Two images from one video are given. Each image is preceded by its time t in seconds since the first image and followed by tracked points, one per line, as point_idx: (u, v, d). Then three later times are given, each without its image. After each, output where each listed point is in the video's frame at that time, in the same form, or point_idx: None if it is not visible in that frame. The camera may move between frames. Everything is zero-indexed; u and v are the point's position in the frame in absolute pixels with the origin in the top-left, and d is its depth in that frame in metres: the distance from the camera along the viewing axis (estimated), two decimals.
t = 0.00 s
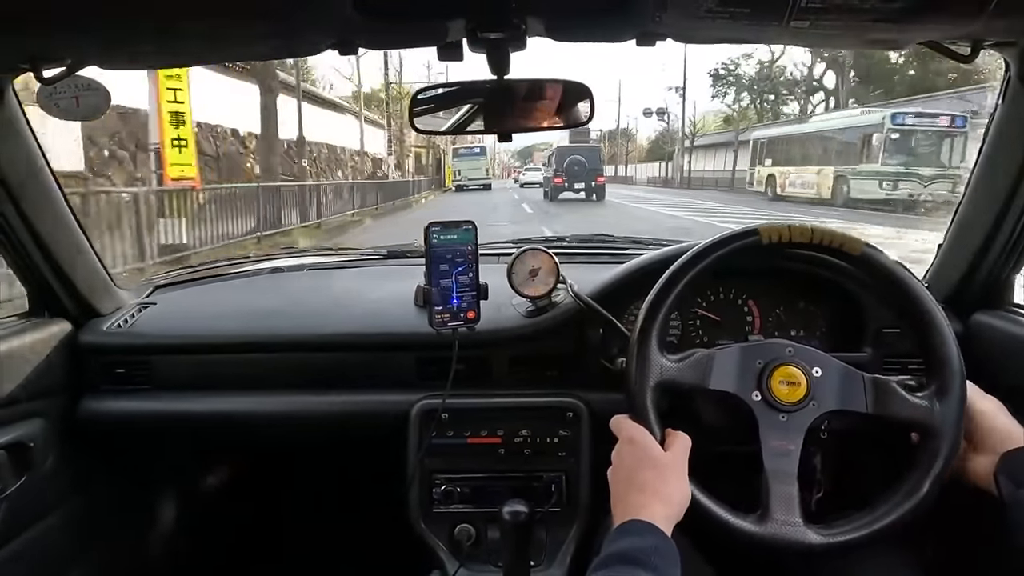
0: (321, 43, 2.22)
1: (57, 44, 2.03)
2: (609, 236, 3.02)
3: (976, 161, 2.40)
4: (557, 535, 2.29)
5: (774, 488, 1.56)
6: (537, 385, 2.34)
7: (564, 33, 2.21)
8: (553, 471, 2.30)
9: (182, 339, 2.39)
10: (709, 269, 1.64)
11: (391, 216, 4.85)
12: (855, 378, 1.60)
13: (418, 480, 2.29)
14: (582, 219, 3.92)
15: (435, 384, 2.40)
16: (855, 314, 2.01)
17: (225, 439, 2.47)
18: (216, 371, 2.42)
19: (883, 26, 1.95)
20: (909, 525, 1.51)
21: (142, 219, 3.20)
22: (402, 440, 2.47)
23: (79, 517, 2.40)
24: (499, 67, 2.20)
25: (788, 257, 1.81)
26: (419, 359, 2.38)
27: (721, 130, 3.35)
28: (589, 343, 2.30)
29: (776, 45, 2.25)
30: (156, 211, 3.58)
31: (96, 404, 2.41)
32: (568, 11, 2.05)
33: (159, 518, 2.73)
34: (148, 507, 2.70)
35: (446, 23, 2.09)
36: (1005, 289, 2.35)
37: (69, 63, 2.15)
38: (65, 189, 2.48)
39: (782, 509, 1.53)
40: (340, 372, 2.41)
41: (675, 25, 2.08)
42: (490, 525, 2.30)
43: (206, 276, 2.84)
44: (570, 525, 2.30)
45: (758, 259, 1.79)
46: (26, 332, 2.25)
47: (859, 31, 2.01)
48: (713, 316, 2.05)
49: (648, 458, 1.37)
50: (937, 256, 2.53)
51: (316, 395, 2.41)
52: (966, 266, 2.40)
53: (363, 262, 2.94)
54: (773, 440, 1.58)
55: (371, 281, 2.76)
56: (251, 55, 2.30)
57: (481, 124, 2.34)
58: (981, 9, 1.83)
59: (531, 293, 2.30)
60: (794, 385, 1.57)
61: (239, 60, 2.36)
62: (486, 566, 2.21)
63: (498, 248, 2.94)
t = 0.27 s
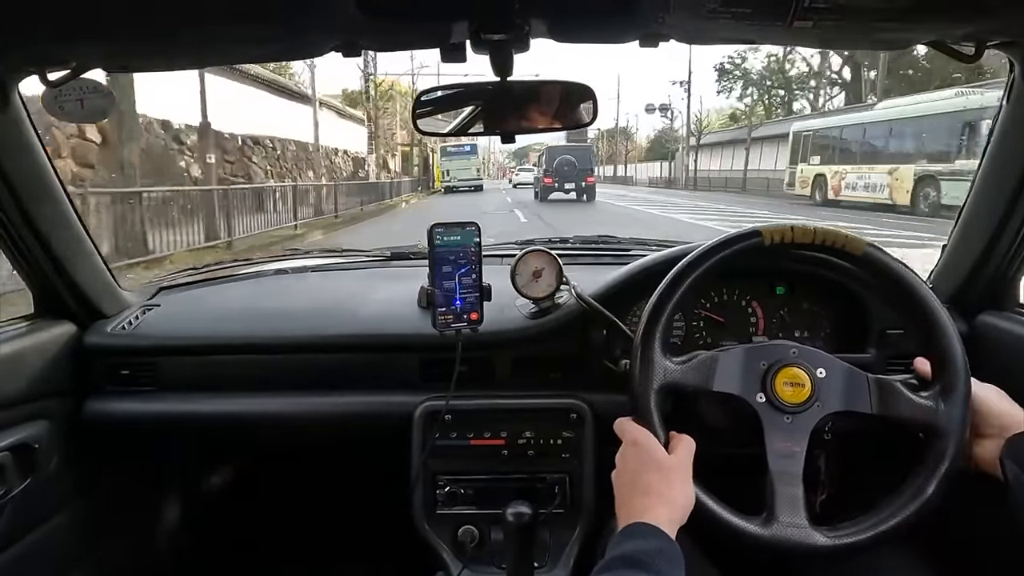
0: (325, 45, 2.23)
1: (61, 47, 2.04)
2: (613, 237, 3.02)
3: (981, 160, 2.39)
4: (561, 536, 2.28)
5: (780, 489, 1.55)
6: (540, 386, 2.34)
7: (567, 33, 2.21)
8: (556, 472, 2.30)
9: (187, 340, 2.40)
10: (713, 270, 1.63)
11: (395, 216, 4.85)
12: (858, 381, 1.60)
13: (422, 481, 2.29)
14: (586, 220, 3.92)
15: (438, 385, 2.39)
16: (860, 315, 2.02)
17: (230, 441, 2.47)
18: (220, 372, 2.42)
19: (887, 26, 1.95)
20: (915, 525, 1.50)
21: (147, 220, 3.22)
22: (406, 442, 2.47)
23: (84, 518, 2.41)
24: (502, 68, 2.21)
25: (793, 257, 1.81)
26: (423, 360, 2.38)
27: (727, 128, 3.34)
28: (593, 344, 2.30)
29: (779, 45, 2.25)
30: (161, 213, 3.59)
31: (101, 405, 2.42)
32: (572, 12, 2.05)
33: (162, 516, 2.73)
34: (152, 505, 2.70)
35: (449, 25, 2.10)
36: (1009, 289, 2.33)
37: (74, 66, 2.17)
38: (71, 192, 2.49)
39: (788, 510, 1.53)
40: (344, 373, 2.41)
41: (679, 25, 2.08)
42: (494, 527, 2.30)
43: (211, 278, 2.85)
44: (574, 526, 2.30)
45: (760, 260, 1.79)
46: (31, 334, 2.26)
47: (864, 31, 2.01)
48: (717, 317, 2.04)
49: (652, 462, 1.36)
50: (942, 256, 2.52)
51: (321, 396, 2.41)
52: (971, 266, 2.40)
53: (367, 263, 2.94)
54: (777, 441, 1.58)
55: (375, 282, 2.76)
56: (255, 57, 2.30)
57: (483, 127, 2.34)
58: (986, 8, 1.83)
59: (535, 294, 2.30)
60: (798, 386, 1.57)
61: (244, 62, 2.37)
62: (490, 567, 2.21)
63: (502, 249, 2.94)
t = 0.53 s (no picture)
0: (328, 43, 2.23)
1: (64, 45, 2.04)
2: (616, 235, 3.02)
3: (985, 159, 2.38)
4: (563, 534, 2.29)
5: (786, 489, 1.55)
6: (543, 385, 2.34)
7: (570, 32, 2.21)
8: (559, 471, 2.30)
9: (190, 338, 2.40)
10: (716, 270, 1.62)
11: (397, 215, 4.86)
12: (862, 377, 1.59)
13: (424, 479, 2.30)
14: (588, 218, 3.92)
15: (441, 383, 2.40)
16: (862, 314, 2.01)
17: (232, 438, 2.48)
18: (223, 370, 2.43)
19: (891, 25, 1.95)
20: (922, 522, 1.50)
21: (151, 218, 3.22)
22: (408, 440, 2.47)
23: (86, 517, 2.41)
24: (505, 67, 2.21)
25: (795, 257, 1.81)
26: (425, 358, 2.38)
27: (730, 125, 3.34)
28: (596, 343, 2.30)
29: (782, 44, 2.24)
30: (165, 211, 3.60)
31: (104, 403, 2.42)
32: (575, 11, 2.05)
33: (165, 514, 2.74)
34: (156, 503, 2.71)
35: (452, 23, 2.10)
36: (1014, 287, 2.32)
37: (77, 65, 2.17)
38: (75, 191, 2.50)
39: (795, 510, 1.52)
40: (347, 371, 2.41)
41: (682, 24, 2.08)
42: (495, 525, 2.31)
43: (213, 276, 2.86)
44: (575, 524, 2.31)
45: (762, 259, 1.79)
46: (34, 332, 2.27)
47: (867, 30, 2.01)
48: (720, 316, 2.05)
49: (659, 468, 1.34)
50: (946, 255, 2.52)
51: (323, 394, 2.41)
52: (975, 265, 2.39)
53: (369, 262, 2.95)
54: (782, 441, 1.57)
55: (377, 280, 2.76)
56: (258, 56, 2.31)
57: (485, 125, 2.33)
58: (990, 7, 1.82)
59: (538, 293, 2.30)
60: (801, 385, 1.56)
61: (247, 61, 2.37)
62: (491, 565, 2.23)
63: (504, 248, 2.94)
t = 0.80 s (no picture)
0: (329, 43, 2.23)
1: (67, 44, 2.04)
2: (617, 235, 3.01)
3: (987, 158, 2.38)
4: (564, 534, 2.30)
5: (791, 490, 1.55)
6: (544, 385, 2.33)
7: (571, 31, 2.20)
8: (560, 471, 2.30)
9: (191, 337, 2.40)
10: (716, 270, 1.62)
11: (398, 215, 4.86)
12: (862, 376, 1.59)
13: (425, 478, 2.30)
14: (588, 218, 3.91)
15: (442, 383, 2.39)
16: (864, 314, 2.01)
17: (233, 437, 2.48)
18: (224, 368, 2.43)
19: (893, 25, 1.94)
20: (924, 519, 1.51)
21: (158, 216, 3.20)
22: (409, 439, 2.47)
23: (87, 516, 2.42)
24: (506, 67, 2.21)
25: (797, 257, 1.82)
26: (426, 358, 2.38)
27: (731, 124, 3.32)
28: (597, 343, 2.30)
29: (784, 44, 2.23)
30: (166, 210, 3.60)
31: (106, 401, 2.43)
32: (576, 11, 2.05)
33: (166, 512, 2.74)
34: (155, 501, 2.71)
35: (454, 22, 2.09)
36: (1016, 287, 2.33)
37: (79, 63, 2.18)
38: (77, 190, 2.50)
39: (801, 510, 1.53)
40: (348, 370, 2.41)
41: (684, 24, 2.08)
42: (496, 524, 2.31)
43: (214, 275, 2.85)
44: (576, 524, 2.31)
45: (763, 259, 1.79)
46: (36, 330, 2.27)
47: (869, 30, 2.00)
48: (721, 316, 2.05)
49: (662, 473, 1.35)
50: (947, 256, 2.51)
51: (324, 394, 2.41)
52: (977, 266, 2.39)
53: (370, 261, 2.95)
54: (786, 441, 1.57)
55: (379, 280, 2.76)
56: (259, 55, 2.31)
57: (486, 124, 2.32)
58: (993, 7, 1.82)
59: (539, 292, 2.30)
60: (802, 384, 1.56)
61: (249, 60, 2.38)
62: (492, 564, 2.25)
63: (505, 248, 2.94)
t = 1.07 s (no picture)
0: (330, 45, 2.23)
1: (67, 47, 2.05)
2: (617, 238, 3.02)
3: (985, 161, 2.38)
4: (563, 537, 2.31)
5: (802, 495, 1.55)
6: (543, 388, 2.33)
7: (571, 34, 2.21)
8: (559, 473, 2.31)
9: (190, 339, 2.40)
10: (712, 275, 1.62)
11: (396, 216, 4.85)
12: (860, 373, 1.60)
13: (424, 480, 2.30)
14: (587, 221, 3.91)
15: (441, 386, 2.39)
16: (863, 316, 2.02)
17: (232, 439, 2.48)
18: (223, 370, 2.43)
19: (892, 29, 1.95)
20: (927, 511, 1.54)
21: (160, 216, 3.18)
22: (408, 442, 2.47)
23: (84, 519, 2.42)
24: (505, 70, 2.22)
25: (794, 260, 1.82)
26: (425, 360, 2.38)
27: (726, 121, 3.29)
28: (596, 345, 2.30)
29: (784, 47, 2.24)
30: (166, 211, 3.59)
31: (104, 403, 2.43)
32: (576, 14, 2.06)
33: (164, 516, 2.71)
34: (152, 504, 2.69)
35: (454, 25, 2.10)
36: (1016, 292, 2.33)
37: (80, 65, 2.18)
38: (76, 192, 2.50)
39: (814, 515, 1.53)
40: (347, 373, 2.41)
41: (684, 27, 2.08)
42: (495, 527, 2.32)
43: (214, 277, 2.85)
44: (575, 527, 2.31)
45: (760, 263, 1.79)
46: (35, 332, 2.27)
47: (867, 34, 2.01)
48: (721, 319, 2.05)
49: (673, 494, 1.35)
50: (946, 259, 2.51)
51: (323, 396, 2.41)
52: (977, 270, 2.39)
53: (370, 264, 2.95)
54: (792, 446, 1.58)
55: (378, 282, 2.76)
56: (259, 57, 2.31)
57: (486, 127, 2.33)
58: (992, 11, 1.82)
59: (539, 295, 2.30)
60: (801, 388, 1.57)
61: (248, 62, 2.38)
62: (491, 567, 2.26)
63: (505, 250, 2.94)
